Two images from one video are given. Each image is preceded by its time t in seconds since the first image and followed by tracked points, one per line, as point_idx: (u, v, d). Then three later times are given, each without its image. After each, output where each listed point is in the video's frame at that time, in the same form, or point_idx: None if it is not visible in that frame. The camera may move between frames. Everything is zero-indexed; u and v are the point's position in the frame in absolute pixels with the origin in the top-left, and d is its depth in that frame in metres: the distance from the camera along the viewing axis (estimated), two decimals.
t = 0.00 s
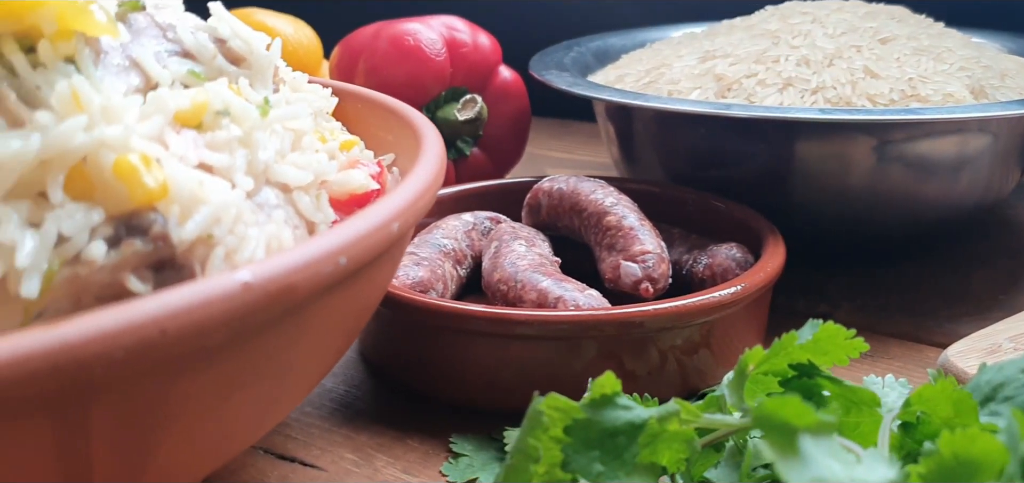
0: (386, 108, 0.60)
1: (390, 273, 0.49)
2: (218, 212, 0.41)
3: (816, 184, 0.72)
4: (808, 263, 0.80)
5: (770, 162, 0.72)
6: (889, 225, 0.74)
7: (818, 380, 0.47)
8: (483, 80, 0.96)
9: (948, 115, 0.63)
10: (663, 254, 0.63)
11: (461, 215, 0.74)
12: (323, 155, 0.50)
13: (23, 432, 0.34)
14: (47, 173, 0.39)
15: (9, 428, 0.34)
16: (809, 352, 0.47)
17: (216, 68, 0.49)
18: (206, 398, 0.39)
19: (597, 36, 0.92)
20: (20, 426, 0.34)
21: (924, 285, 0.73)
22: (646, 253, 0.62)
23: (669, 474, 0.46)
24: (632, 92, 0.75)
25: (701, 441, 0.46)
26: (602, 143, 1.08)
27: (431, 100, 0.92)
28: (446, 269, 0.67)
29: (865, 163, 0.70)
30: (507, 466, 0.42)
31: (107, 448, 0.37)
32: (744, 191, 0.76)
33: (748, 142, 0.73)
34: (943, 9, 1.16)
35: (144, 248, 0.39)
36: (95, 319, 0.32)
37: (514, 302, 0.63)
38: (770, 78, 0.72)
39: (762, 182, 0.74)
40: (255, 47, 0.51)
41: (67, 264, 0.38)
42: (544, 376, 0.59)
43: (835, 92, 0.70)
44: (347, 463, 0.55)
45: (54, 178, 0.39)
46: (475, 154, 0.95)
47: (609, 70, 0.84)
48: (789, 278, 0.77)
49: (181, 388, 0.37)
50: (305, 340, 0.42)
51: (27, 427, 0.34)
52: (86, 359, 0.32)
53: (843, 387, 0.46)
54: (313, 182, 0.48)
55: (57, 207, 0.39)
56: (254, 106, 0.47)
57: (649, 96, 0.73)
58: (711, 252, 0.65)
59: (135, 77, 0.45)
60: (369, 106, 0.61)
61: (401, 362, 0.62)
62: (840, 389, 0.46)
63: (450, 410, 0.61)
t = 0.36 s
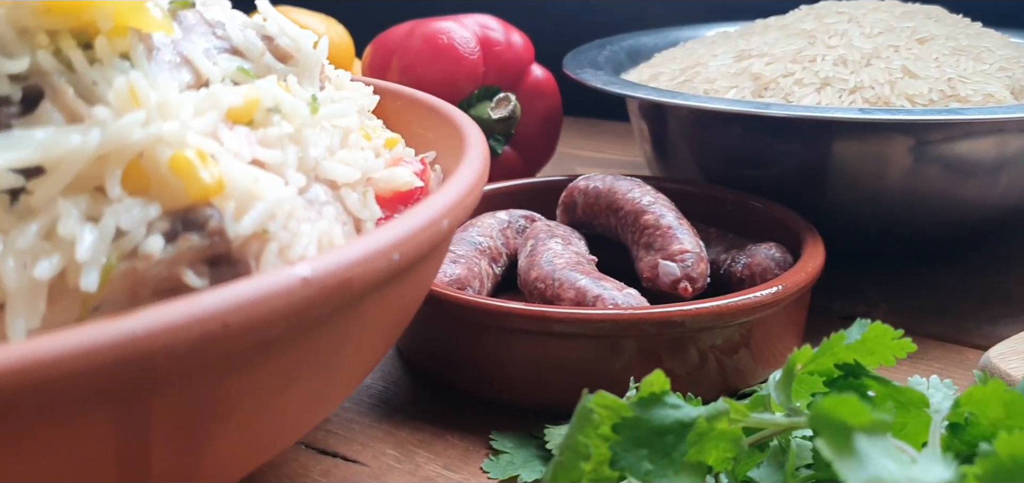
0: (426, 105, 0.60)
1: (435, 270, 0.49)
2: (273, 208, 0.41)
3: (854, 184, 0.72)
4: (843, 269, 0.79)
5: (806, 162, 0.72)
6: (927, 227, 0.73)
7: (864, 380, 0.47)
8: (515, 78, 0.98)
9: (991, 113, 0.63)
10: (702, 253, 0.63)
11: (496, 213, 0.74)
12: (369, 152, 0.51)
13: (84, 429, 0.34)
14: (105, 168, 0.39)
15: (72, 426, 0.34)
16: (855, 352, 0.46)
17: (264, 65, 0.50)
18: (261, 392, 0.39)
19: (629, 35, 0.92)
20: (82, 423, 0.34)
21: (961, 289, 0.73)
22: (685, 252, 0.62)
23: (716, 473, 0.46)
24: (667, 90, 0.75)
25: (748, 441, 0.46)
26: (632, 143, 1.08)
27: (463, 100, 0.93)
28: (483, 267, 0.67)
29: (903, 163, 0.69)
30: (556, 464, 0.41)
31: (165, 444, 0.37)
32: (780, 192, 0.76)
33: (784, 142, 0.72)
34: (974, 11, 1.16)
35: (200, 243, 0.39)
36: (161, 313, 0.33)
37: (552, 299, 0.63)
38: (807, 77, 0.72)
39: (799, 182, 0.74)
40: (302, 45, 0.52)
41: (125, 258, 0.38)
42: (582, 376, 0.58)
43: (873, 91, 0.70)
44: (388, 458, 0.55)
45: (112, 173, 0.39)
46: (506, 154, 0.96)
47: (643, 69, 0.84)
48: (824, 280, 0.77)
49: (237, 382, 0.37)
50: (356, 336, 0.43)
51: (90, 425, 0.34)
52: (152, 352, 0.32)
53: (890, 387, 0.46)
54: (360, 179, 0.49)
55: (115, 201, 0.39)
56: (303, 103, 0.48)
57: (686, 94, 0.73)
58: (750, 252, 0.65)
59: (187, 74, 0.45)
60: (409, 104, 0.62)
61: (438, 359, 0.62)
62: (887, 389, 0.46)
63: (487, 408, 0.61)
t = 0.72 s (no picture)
0: (460, 104, 0.60)
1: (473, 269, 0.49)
2: (319, 205, 0.42)
3: (886, 184, 0.71)
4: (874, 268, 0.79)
5: (838, 162, 0.72)
6: (959, 228, 0.73)
7: (903, 380, 0.47)
8: (543, 77, 1.00)
9: None
10: (735, 253, 0.63)
11: (526, 212, 0.74)
12: (408, 150, 0.51)
13: (137, 426, 0.34)
14: (153, 164, 0.39)
15: (123, 423, 0.34)
16: (897, 353, 0.47)
17: (305, 63, 0.50)
18: (307, 389, 0.39)
19: (657, 34, 0.92)
20: (132, 419, 0.34)
21: (994, 291, 0.72)
22: (719, 252, 0.62)
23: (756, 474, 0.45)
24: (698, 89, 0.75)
25: (790, 440, 0.45)
26: (658, 143, 1.08)
27: (492, 98, 0.94)
28: (514, 265, 0.67)
29: (936, 164, 0.68)
30: (600, 461, 0.42)
31: (213, 439, 0.37)
32: (811, 191, 0.76)
33: (816, 142, 0.72)
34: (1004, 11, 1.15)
35: (249, 239, 0.39)
36: (214, 308, 0.33)
37: (585, 299, 0.63)
38: (839, 77, 0.72)
39: (831, 182, 0.74)
40: (342, 43, 0.52)
41: (173, 254, 0.39)
42: (616, 376, 0.58)
43: (907, 92, 0.69)
44: (423, 455, 0.55)
45: (161, 169, 0.39)
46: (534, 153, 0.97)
47: (672, 68, 0.84)
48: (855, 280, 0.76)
49: (284, 378, 0.37)
50: (399, 332, 0.43)
51: (140, 421, 0.34)
52: (207, 347, 0.33)
53: (930, 388, 0.45)
54: (400, 177, 0.49)
55: (164, 198, 0.39)
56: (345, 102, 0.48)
57: (716, 94, 0.73)
58: (783, 252, 0.64)
59: (230, 71, 0.45)
60: (443, 103, 0.62)
61: (471, 357, 0.62)
62: (927, 390, 0.46)
63: (519, 407, 0.62)
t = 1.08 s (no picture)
0: (494, 103, 0.61)
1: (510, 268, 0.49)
2: (361, 202, 0.42)
3: (918, 184, 0.71)
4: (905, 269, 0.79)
5: (869, 162, 0.71)
6: (992, 231, 0.72)
7: (943, 383, 0.46)
8: (569, 75, 1.01)
9: None
10: (768, 253, 0.63)
11: (555, 211, 0.74)
12: (444, 148, 0.51)
13: (184, 421, 0.34)
14: (197, 160, 0.40)
15: (171, 418, 0.34)
16: (937, 355, 0.46)
17: (343, 61, 0.50)
18: (349, 384, 0.39)
19: (684, 34, 0.91)
20: (180, 415, 0.34)
21: None
22: (751, 252, 0.62)
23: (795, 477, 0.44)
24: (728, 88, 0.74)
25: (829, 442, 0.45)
26: (683, 143, 1.08)
27: (518, 96, 0.95)
28: (544, 265, 0.67)
29: (969, 165, 0.68)
30: (641, 461, 0.42)
31: (257, 435, 0.37)
32: (841, 192, 0.76)
33: (847, 142, 0.72)
34: None
35: (291, 236, 0.39)
36: (264, 303, 0.33)
37: (616, 298, 0.63)
38: (871, 77, 0.72)
39: (862, 183, 0.73)
40: (380, 42, 0.52)
41: (217, 249, 0.39)
42: (648, 376, 0.58)
43: (940, 92, 0.69)
44: (455, 453, 0.55)
45: (205, 165, 0.39)
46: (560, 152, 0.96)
47: (701, 67, 0.83)
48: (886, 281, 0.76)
49: (328, 374, 0.37)
50: (439, 329, 0.43)
51: (188, 416, 0.34)
52: (256, 341, 0.33)
53: (971, 391, 0.45)
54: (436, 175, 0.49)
55: (208, 194, 0.39)
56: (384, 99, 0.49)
57: (747, 93, 0.73)
58: (816, 253, 0.64)
59: (270, 68, 0.45)
60: (475, 101, 0.62)
61: (501, 356, 0.62)
62: (967, 392, 0.45)
63: (550, 406, 0.61)
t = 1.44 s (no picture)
0: (529, 101, 0.60)
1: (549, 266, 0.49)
2: (405, 200, 0.42)
3: (953, 185, 0.70)
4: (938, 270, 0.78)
5: (904, 163, 0.71)
6: None
7: (988, 384, 0.45)
8: (597, 74, 1.01)
9: None
10: (804, 254, 0.62)
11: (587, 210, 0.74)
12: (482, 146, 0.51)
13: (235, 416, 0.34)
14: (244, 157, 0.40)
15: (222, 413, 0.34)
16: (981, 356, 0.46)
17: (382, 59, 0.51)
18: (394, 381, 0.39)
19: (714, 32, 0.91)
20: (231, 409, 0.34)
21: None
22: (787, 252, 0.61)
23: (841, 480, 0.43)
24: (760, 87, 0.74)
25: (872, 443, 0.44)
26: (711, 144, 1.07)
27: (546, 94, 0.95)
28: (576, 264, 0.66)
29: (1006, 166, 0.67)
30: (686, 461, 0.44)
31: (305, 431, 0.37)
32: (874, 192, 0.75)
33: (881, 142, 0.71)
34: None
35: (337, 233, 0.39)
36: (315, 299, 0.33)
37: (650, 298, 0.63)
38: (906, 76, 0.71)
39: (896, 183, 0.73)
40: (418, 39, 0.52)
41: (264, 246, 0.39)
42: (683, 376, 0.58)
43: (977, 92, 0.68)
44: (490, 452, 0.55)
45: (252, 162, 0.39)
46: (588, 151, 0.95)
47: (732, 66, 0.83)
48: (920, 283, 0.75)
49: (375, 370, 0.37)
50: (482, 327, 0.43)
51: (239, 410, 0.34)
52: (308, 337, 0.33)
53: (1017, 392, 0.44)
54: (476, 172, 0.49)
55: (255, 191, 0.39)
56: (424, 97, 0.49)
57: (780, 92, 0.72)
58: (851, 254, 0.64)
59: (312, 65, 0.45)
60: (510, 99, 0.62)
61: (534, 355, 0.62)
62: (1014, 394, 0.44)
63: (583, 406, 0.61)
